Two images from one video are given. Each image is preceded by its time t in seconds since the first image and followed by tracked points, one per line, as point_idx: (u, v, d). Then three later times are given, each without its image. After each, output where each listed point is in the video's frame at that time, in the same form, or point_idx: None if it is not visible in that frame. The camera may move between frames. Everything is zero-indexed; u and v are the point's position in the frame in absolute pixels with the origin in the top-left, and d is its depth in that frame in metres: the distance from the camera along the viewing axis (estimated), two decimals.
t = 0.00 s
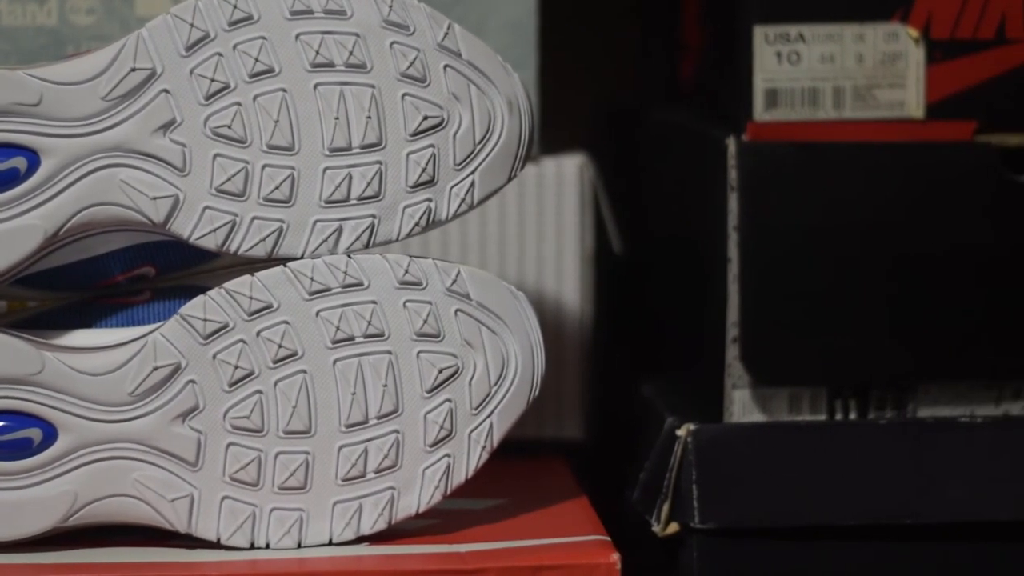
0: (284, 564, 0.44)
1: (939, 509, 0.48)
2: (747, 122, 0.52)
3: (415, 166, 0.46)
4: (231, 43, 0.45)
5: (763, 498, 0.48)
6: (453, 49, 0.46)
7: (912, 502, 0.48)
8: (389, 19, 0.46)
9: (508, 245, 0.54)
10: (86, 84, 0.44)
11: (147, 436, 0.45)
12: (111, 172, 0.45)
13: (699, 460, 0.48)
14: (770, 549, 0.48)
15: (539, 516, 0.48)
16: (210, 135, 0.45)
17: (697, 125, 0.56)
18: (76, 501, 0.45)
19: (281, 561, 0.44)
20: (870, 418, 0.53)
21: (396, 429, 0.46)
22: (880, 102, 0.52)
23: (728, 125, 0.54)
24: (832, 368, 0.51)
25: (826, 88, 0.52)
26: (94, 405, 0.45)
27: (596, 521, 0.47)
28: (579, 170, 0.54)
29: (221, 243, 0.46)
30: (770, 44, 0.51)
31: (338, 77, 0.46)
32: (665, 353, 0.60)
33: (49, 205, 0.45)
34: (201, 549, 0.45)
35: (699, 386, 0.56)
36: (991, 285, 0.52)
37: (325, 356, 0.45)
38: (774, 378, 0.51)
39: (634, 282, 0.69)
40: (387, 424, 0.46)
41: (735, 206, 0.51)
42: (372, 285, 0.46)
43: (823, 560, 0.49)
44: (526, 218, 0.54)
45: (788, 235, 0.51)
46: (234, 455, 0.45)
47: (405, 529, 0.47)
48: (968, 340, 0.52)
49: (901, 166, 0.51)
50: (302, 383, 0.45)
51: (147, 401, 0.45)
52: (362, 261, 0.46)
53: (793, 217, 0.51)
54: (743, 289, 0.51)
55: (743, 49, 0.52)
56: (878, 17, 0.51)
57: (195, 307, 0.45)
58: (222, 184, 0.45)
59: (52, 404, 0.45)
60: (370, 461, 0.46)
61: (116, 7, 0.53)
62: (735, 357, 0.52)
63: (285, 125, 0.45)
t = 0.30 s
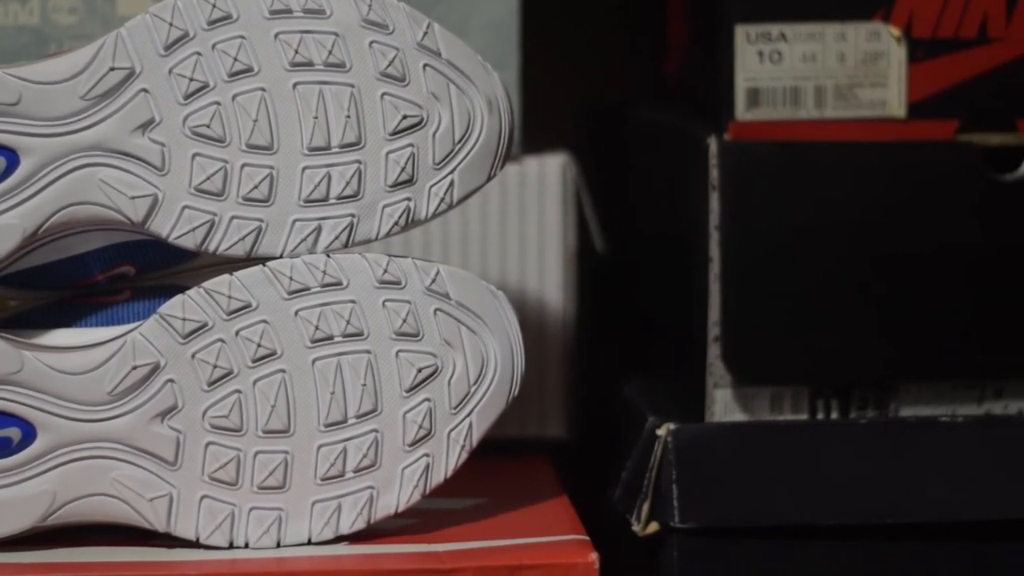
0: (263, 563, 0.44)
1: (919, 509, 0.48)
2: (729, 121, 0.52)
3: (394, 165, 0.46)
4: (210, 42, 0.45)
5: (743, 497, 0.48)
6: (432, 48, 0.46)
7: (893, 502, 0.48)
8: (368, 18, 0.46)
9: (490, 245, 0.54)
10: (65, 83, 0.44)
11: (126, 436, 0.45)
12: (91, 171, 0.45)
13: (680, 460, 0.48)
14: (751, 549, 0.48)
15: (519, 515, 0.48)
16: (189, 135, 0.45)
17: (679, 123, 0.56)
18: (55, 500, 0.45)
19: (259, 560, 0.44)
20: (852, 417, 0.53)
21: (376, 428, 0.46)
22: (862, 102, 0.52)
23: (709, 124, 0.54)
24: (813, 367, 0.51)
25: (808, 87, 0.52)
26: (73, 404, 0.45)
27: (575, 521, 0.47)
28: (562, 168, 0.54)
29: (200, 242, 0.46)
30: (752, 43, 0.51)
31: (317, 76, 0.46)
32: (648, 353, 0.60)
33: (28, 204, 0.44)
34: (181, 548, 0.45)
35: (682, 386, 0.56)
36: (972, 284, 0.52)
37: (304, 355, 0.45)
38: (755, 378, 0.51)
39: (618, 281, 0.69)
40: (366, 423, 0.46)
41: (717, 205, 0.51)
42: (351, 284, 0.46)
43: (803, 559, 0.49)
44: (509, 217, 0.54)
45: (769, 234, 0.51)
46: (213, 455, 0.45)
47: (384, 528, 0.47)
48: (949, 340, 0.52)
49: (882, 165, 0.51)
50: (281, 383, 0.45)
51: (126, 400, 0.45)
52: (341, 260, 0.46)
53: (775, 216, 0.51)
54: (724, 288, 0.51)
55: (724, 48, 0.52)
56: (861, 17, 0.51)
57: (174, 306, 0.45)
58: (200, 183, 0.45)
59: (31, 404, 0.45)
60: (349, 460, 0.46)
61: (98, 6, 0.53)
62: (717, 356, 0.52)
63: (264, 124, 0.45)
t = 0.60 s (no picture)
0: (241, 563, 0.44)
1: (900, 509, 0.48)
2: (710, 120, 0.52)
3: (373, 165, 0.46)
4: (189, 41, 0.45)
5: (722, 496, 0.48)
6: (411, 47, 0.46)
7: (873, 502, 0.48)
8: (347, 17, 0.46)
9: (472, 244, 0.54)
10: (43, 83, 0.44)
11: (104, 435, 0.45)
12: (70, 170, 0.45)
13: (659, 459, 0.48)
14: (730, 549, 0.48)
15: (499, 515, 0.48)
16: (168, 134, 0.45)
17: (661, 122, 0.56)
18: (34, 500, 0.45)
19: (238, 559, 0.44)
20: (833, 416, 0.53)
21: (354, 428, 0.46)
22: (843, 101, 0.52)
23: (690, 124, 0.54)
24: (794, 366, 0.51)
25: (790, 86, 0.52)
26: (52, 404, 0.45)
27: (554, 521, 0.47)
28: (544, 168, 0.54)
29: (179, 242, 0.46)
30: (733, 42, 0.51)
31: (295, 75, 0.46)
32: (631, 352, 0.60)
33: (6, 204, 0.44)
34: (159, 548, 0.45)
35: (664, 385, 0.56)
36: (954, 284, 0.52)
37: (282, 355, 0.45)
38: (735, 378, 0.51)
39: (603, 280, 0.69)
40: (345, 423, 0.46)
41: (698, 204, 0.51)
42: (330, 283, 0.46)
43: (785, 559, 0.48)
44: (491, 217, 0.54)
45: (750, 234, 0.51)
46: (192, 454, 0.45)
47: (363, 528, 0.47)
48: (930, 339, 0.52)
49: (863, 164, 0.51)
50: (260, 382, 0.45)
51: (104, 399, 0.45)
52: (320, 260, 0.46)
53: (756, 215, 0.51)
54: (705, 287, 0.51)
55: (706, 47, 0.52)
56: (843, 16, 0.51)
57: (152, 305, 0.45)
58: (179, 183, 0.45)
59: (10, 403, 0.45)
60: (327, 459, 0.46)
61: (80, 4, 0.53)
62: (698, 356, 0.52)
63: (242, 123, 0.45)
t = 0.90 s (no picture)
0: (219, 562, 0.44)
1: (880, 509, 0.48)
2: (691, 120, 0.52)
3: (351, 164, 0.46)
4: (167, 41, 0.45)
5: (701, 497, 0.48)
6: (390, 47, 0.46)
7: (853, 502, 0.48)
8: (326, 17, 0.46)
9: (454, 244, 0.54)
10: (22, 82, 0.43)
11: (83, 435, 0.45)
12: (47, 169, 0.45)
13: (639, 460, 0.48)
14: (711, 549, 0.48)
15: (478, 515, 0.48)
16: (146, 134, 0.45)
17: (643, 121, 0.56)
18: (12, 499, 0.45)
19: (216, 559, 0.44)
20: (814, 416, 0.53)
21: (333, 427, 0.46)
22: (825, 101, 0.52)
23: (672, 123, 0.54)
24: (775, 366, 0.51)
25: (771, 86, 0.52)
26: (30, 404, 0.45)
27: (533, 521, 0.47)
28: (526, 167, 0.54)
29: (157, 242, 0.46)
30: (714, 41, 0.51)
31: (274, 75, 0.46)
32: (614, 352, 0.60)
33: None
34: (137, 548, 0.45)
35: (646, 385, 0.56)
36: (936, 283, 0.52)
37: (260, 354, 0.45)
38: (716, 378, 0.51)
39: (585, 279, 0.69)
40: (323, 422, 0.46)
41: (679, 204, 0.51)
42: (308, 283, 0.46)
43: (766, 559, 0.48)
44: (472, 217, 0.54)
45: (730, 233, 0.51)
46: (170, 454, 0.45)
47: (342, 528, 0.47)
48: (912, 339, 0.52)
49: (844, 163, 0.51)
50: (238, 382, 0.45)
51: (82, 399, 0.45)
52: (298, 259, 0.46)
53: (737, 215, 0.51)
54: (686, 287, 0.51)
55: (687, 47, 0.52)
56: (824, 15, 0.51)
57: (130, 305, 0.45)
58: (157, 182, 0.45)
59: None
60: (306, 459, 0.46)
61: (61, 3, 0.53)
62: (679, 356, 0.52)
63: (220, 123, 0.45)
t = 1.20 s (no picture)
0: (197, 562, 0.44)
1: (860, 508, 0.48)
2: (672, 120, 0.52)
3: (329, 164, 0.46)
4: (145, 41, 0.45)
5: (680, 497, 0.48)
6: (368, 47, 0.46)
7: (832, 502, 0.48)
8: (304, 17, 0.46)
9: (435, 244, 0.54)
10: None
11: (60, 435, 0.45)
12: (26, 169, 0.45)
13: (617, 459, 0.48)
14: (691, 550, 0.48)
15: (457, 515, 0.48)
16: (124, 134, 0.45)
17: (625, 121, 0.56)
18: None
19: (194, 559, 0.44)
20: (795, 416, 0.53)
21: (311, 427, 0.46)
22: (805, 101, 0.52)
23: (653, 122, 0.54)
24: (755, 366, 0.51)
25: (752, 85, 0.52)
26: (8, 404, 0.45)
27: (512, 521, 0.47)
28: (507, 167, 0.54)
29: (135, 242, 0.46)
30: (695, 41, 0.51)
31: (252, 74, 0.46)
32: (596, 351, 0.60)
33: None
34: (115, 548, 0.45)
35: (627, 385, 0.56)
36: (916, 283, 0.51)
37: (238, 354, 0.45)
38: (696, 378, 0.51)
39: (568, 279, 0.69)
40: (301, 422, 0.46)
41: (659, 203, 0.51)
42: (286, 283, 0.45)
43: (746, 560, 0.48)
44: (454, 217, 0.54)
45: (710, 233, 0.51)
46: (148, 454, 0.45)
47: (321, 528, 0.47)
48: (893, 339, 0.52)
49: (824, 163, 0.51)
50: (216, 382, 0.45)
51: (60, 399, 0.45)
52: (277, 259, 0.46)
53: (717, 214, 0.51)
54: (666, 287, 0.51)
55: (668, 46, 0.52)
56: (805, 15, 0.51)
57: (108, 304, 0.45)
58: (135, 182, 0.45)
59: None
60: (284, 459, 0.46)
61: (42, 3, 0.53)
62: (659, 356, 0.52)
63: (199, 123, 0.45)
